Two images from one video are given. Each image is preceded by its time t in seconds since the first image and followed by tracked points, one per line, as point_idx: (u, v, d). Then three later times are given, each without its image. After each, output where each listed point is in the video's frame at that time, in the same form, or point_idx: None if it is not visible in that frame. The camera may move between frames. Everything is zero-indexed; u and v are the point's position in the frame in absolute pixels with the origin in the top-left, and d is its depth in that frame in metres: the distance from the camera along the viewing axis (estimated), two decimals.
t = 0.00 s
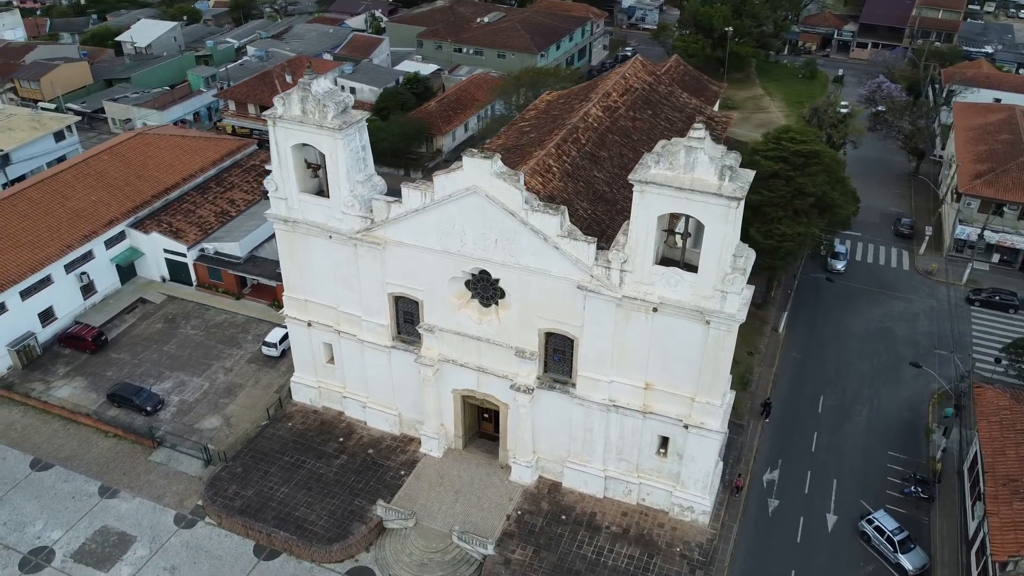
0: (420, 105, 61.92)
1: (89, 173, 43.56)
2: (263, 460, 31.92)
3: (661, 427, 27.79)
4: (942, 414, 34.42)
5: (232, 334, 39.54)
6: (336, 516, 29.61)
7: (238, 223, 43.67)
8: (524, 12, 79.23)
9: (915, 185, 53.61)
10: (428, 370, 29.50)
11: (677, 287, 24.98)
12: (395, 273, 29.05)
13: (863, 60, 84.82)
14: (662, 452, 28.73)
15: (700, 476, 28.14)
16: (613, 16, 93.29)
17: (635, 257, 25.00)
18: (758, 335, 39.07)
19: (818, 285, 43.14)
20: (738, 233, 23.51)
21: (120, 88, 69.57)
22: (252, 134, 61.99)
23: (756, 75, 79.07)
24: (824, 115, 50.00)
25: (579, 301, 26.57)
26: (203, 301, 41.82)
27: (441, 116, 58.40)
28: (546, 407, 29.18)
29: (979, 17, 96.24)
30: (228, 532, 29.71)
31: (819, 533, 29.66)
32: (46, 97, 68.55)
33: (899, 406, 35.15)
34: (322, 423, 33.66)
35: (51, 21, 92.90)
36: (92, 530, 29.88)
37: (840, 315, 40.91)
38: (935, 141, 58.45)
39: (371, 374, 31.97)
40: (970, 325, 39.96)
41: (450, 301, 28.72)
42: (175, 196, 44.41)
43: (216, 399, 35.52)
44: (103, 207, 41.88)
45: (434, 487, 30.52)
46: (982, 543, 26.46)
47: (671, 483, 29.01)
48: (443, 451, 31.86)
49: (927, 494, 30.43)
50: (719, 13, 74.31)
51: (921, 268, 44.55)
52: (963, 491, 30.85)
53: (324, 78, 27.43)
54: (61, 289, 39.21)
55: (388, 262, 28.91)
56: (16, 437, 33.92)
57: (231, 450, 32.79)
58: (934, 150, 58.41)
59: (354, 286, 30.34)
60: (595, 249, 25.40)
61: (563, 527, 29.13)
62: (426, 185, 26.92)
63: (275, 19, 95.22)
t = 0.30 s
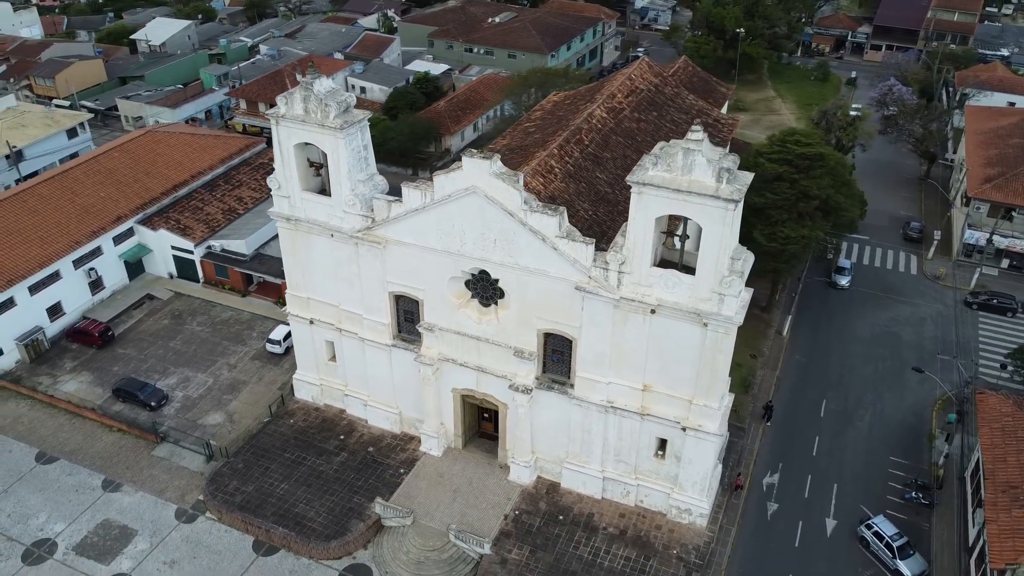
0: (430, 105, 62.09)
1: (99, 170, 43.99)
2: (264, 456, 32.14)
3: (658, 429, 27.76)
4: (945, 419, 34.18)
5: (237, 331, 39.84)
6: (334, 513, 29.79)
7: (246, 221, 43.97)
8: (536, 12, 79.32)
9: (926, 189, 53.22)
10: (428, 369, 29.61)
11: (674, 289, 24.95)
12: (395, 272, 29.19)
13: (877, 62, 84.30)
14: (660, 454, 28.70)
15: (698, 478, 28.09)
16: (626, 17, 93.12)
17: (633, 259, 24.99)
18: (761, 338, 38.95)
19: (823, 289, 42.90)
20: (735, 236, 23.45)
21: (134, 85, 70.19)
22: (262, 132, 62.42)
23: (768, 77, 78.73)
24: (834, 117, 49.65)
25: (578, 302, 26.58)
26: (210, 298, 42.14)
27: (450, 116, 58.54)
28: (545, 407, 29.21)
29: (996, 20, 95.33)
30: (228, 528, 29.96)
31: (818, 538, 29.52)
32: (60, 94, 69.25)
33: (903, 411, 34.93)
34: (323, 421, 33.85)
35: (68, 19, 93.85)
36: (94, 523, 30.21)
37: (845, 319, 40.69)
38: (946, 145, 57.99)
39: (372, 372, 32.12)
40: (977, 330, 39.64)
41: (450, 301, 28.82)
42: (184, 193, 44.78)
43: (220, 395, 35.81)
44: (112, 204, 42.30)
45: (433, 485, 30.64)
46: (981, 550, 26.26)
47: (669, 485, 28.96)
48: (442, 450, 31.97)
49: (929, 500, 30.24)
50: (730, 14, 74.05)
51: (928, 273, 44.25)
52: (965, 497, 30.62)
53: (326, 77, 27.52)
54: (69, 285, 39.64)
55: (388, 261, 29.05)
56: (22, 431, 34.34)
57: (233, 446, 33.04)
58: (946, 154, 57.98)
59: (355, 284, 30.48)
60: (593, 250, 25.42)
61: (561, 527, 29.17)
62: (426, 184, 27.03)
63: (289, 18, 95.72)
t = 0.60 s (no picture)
0: (439, 104, 62.21)
1: (109, 167, 44.39)
2: (265, 452, 32.36)
3: (656, 431, 27.73)
4: (948, 425, 33.92)
5: (242, 328, 40.11)
6: (333, 509, 29.95)
7: (253, 219, 44.24)
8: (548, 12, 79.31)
9: (936, 192, 52.78)
10: (427, 368, 29.73)
11: (672, 290, 24.92)
12: (395, 271, 29.30)
13: (891, 65, 83.64)
14: (658, 456, 28.67)
15: (695, 481, 28.04)
16: (638, 17, 92.89)
17: (631, 260, 24.98)
18: (765, 341, 38.80)
19: (828, 292, 42.65)
20: (733, 238, 23.39)
21: (148, 83, 70.78)
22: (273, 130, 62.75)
23: (780, 78, 78.29)
24: (843, 120, 49.26)
25: (576, 303, 26.59)
26: (216, 295, 42.44)
27: (459, 116, 58.64)
28: (543, 407, 29.24)
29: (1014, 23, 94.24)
30: (228, 523, 30.19)
31: (816, 543, 29.39)
32: (75, 91, 69.95)
33: (906, 416, 34.70)
34: (325, 418, 34.05)
35: (85, 17, 94.70)
36: (96, 516, 30.54)
37: (850, 323, 40.44)
38: (958, 148, 57.50)
39: (373, 370, 32.27)
40: (983, 336, 39.32)
41: (450, 300, 28.90)
42: (192, 190, 45.11)
43: (224, 391, 36.08)
44: (121, 201, 42.68)
45: (432, 484, 30.75)
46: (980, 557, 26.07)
47: (666, 487, 28.93)
48: (442, 448, 32.07)
49: (929, 506, 30.03)
50: (742, 16, 73.78)
51: (936, 277, 43.90)
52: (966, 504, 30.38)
53: (329, 76, 27.73)
54: (77, 280, 40.05)
55: (389, 260, 29.18)
56: (28, 424, 34.76)
57: (234, 442, 33.28)
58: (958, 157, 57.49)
59: (357, 282, 30.63)
60: (591, 251, 25.42)
61: (558, 528, 29.20)
62: (427, 184, 27.14)
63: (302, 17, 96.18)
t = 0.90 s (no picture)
0: (449, 104, 62.36)
1: (119, 163, 44.82)
2: (266, 448, 32.60)
3: (654, 433, 27.71)
4: (952, 431, 33.65)
5: (247, 324, 40.42)
6: (332, 506, 30.13)
7: (260, 216, 44.54)
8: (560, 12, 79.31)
9: (947, 197, 52.32)
10: (427, 367, 29.86)
11: (670, 292, 24.89)
12: (396, 269, 29.43)
13: (906, 67, 83.02)
14: (656, 458, 28.64)
15: (693, 483, 27.98)
16: (652, 18, 92.70)
17: (629, 261, 24.97)
18: (769, 344, 38.66)
19: (834, 296, 42.36)
20: (730, 241, 23.32)
21: (162, 81, 71.39)
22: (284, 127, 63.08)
23: (793, 80, 77.89)
24: (852, 122, 48.92)
25: (574, 303, 26.60)
26: (223, 291, 42.77)
27: (468, 116, 58.74)
28: (542, 407, 29.26)
29: None
30: (228, 517, 30.45)
31: (815, 548, 29.24)
32: (90, 88, 70.67)
33: (909, 422, 34.44)
34: (326, 415, 34.25)
35: (103, 15, 95.64)
36: (99, 508, 30.88)
37: (855, 327, 40.18)
38: (971, 152, 57.01)
39: (374, 368, 32.42)
40: (991, 342, 38.96)
41: (450, 299, 29.01)
42: (201, 187, 45.49)
43: (227, 386, 36.38)
44: (130, 197, 43.11)
45: (430, 482, 30.85)
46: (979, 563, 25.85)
47: (664, 489, 28.88)
48: (441, 447, 32.18)
49: (930, 513, 29.81)
50: (755, 17, 73.46)
51: (945, 282, 43.55)
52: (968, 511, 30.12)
53: (331, 76, 27.96)
54: (86, 275, 40.49)
55: (390, 259, 29.31)
56: (35, 416, 35.20)
57: (237, 437, 33.54)
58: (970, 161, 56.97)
59: (358, 281, 30.79)
60: (589, 252, 25.43)
61: (555, 528, 29.22)
62: (427, 183, 27.24)
63: (317, 16, 96.68)
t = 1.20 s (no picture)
0: (460, 104, 62.47)
1: (130, 160, 45.22)
2: (267, 444, 32.81)
3: (652, 434, 27.67)
4: (956, 437, 33.35)
5: (253, 321, 40.70)
6: (331, 503, 30.30)
7: (268, 214, 44.81)
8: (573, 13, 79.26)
9: (959, 201, 51.84)
10: (427, 365, 29.97)
11: (667, 293, 24.83)
12: (397, 268, 29.55)
13: (922, 70, 82.29)
14: (654, 460, 28.58)
15: (690, 486, 27.88)
16: (666, 19, 92.45)
17: (627, 262, 24.93)
18: (773, 347, 38.47)
19: (839, 300, 42.08)
20: (727, 243, 23.24)
21: (176, 78, 72.02)
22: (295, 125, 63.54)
23: (806, 82, 77.44)
24: (862, 125, 48.57)
25: (573, 304, 26.60)
26: (230, 288, 43.08)
27: (478, 115, 58.83)
28: (540, 407, 29.27)
29: None
30: (228, 512, 30.68)
31: (813, 552, 29.08)
32: (105, 85, 71.34)
33: (913, 427, 34.18)
34: (328, 412, 34.43)
35: (121, 13, 96.55)
36: (101, 501, 31.21)
37: (861, 331, 39.90)
38: (984, 156, 56.45)
39: (375, 366, 32.55)
40: (998, 348, 38.58)
41: (450, 299, 29.09)
42: (210, 185, 45.86)
43: (231, 382, 36.66)
44: (140, 193, 43.52)
45: (429, 480, 30.94)
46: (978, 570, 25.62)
47: (662, 491, 28.81)
48: (441, 445, 32.26)
49: (931, 519, 29.58)
50: (768, 18, 73.07)
51: (953, 287, 43.15)
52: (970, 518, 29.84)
53: (334, 74, 28.14)
54: (94, 270, 40.91)
55: (391, 257, 29.43)
56: (41, 409, 35.61)
57: (239, 432, 33.78)
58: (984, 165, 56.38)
59: (360, 279, 30.93)
60: (587, 252, 25.43)
61: (552, 528, 29.23)
62: (427, 182, 27.35)
63: (332, 15, 97.20)
